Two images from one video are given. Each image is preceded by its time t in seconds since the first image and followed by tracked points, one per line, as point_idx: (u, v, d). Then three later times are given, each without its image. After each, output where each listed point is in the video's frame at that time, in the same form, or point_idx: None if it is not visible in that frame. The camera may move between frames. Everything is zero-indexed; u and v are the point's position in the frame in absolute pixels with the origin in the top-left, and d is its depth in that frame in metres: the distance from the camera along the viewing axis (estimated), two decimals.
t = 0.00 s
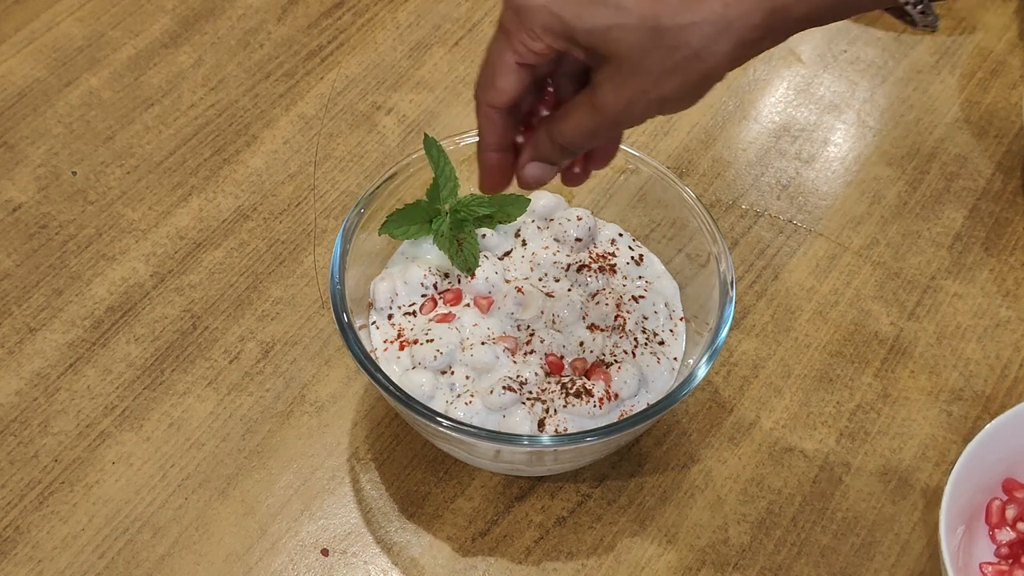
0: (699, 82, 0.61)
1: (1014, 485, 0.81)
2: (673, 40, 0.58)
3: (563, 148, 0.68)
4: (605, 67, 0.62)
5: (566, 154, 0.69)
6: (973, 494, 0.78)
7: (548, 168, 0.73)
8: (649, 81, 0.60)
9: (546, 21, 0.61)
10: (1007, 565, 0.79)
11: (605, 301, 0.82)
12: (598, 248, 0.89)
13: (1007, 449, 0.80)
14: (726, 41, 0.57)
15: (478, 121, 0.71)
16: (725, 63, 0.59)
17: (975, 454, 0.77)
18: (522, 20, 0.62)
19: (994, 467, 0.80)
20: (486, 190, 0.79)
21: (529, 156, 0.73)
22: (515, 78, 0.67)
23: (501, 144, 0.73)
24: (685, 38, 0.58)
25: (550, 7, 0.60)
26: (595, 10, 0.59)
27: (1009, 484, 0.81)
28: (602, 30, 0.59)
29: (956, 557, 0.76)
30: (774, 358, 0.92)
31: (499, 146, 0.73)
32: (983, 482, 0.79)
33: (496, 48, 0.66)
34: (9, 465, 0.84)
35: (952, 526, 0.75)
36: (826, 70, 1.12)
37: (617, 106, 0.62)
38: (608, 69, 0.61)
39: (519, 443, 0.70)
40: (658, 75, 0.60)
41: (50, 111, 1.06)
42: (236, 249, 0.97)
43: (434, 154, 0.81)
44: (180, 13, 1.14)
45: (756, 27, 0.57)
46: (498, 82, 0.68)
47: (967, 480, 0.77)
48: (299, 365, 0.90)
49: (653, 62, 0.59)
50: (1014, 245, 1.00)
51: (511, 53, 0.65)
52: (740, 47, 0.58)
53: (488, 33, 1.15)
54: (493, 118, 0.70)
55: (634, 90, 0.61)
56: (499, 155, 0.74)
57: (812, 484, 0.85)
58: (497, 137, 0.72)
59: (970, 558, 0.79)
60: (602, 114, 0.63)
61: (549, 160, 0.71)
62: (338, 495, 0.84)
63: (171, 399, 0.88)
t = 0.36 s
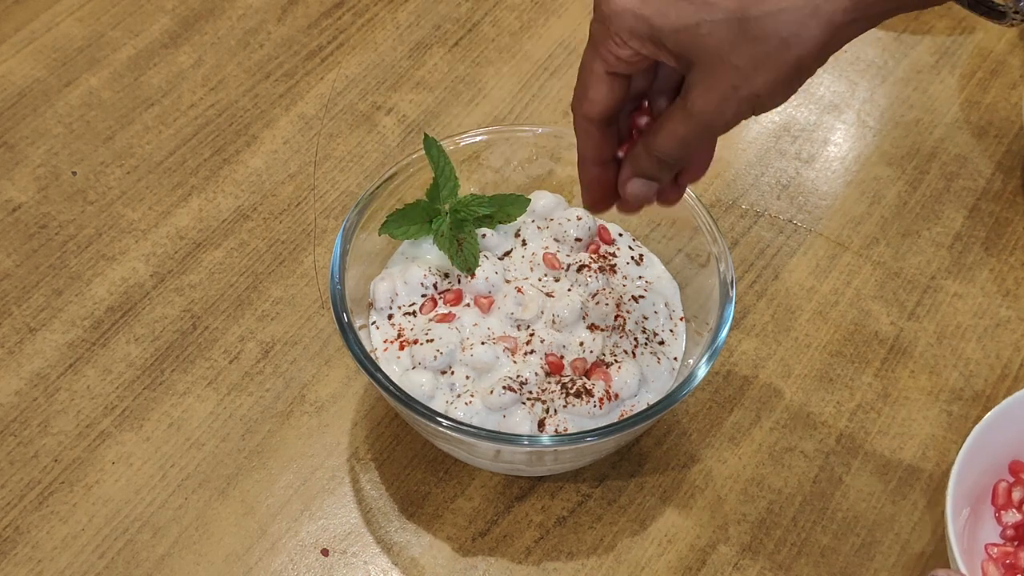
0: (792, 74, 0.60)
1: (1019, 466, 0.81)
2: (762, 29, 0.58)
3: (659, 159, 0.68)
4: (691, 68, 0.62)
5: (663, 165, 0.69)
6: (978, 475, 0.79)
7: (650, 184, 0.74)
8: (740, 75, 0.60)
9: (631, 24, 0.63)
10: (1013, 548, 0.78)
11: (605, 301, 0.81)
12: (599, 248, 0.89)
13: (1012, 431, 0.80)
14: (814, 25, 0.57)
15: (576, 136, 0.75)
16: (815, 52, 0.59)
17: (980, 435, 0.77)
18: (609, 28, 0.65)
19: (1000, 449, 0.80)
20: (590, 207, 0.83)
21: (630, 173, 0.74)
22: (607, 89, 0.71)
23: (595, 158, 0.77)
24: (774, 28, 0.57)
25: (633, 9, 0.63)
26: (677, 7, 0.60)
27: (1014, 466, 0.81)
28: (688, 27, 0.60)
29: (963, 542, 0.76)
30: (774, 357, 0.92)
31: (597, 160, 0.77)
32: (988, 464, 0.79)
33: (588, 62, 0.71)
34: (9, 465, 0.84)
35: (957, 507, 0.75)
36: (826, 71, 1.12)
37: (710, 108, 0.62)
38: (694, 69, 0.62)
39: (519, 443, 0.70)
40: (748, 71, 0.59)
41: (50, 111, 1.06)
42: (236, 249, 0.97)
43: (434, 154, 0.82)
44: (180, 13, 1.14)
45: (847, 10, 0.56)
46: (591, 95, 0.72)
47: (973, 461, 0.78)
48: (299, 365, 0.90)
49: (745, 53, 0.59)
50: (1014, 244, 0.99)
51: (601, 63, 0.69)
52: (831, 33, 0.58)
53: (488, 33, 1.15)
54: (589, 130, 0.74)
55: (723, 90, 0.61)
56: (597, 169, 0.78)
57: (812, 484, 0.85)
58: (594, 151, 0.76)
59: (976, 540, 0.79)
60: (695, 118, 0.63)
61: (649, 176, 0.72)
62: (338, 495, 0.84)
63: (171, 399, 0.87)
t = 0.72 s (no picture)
0: (711, 150, 0.54)
1: (1018, 468, 0.81)
2: (678, 103, 0.52)
3: (557, 244, 0.59)
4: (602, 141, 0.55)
5: (562, 253, 0.60)
6: (977, 477, 0.79)
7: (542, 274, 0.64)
8: (651, 152, 0.54)
9: (539, 96, 0.55)
10: (1012, 550, 0.78)
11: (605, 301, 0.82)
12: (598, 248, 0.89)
13: (1012, 432, 0.80)
14: (733, 101, 0.52)
15: (466, 218, 0.65)
16: (737, 128, 0.53)
17: (978, 438, 0.77)
18: (513, 97, 0.56)
19: (999, 450, 0.80)
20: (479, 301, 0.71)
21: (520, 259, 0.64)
22: (505, 167, 0.61)
23: (487, 240, 0.65)
24: (692, 101, 0.52)
25: (539, 79, 0.55)
26: (590, 80, 0.54)
27: (1014, 467, 0.81)
28: (598, 102, 0.54)
29: (963, 544, 0.76)
30: (774, 357, 0.92)
31: (485, 245, 0.66)
32: (987, 466, 0.79)
33: (486, 134, 0.60)
34: (9, 465, 0.84)
35: (956, 510, 0.75)
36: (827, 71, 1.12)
37: (616, 191, 0.55)
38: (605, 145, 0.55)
39: (519, 443, 0.70)
40: (662, 147, 0.53)
41: (50, 111, 1.06)
42: (236, 249, 0.97)
43: (434, 153, 0.81)
44: (180, 13, 1.14)
45: (772, 84, 0.52)
46: (487, 172, 0.61)
47: (972, 464, 0.77)
48: (299, 365, 0.90)
49: (657, 131, 0.53)
50: (1014, 244, 0.99)
51: (501, 137, 0.59)
52: (753, 109, 0.53)
53: (488, 33, 1.15)
54: (482, 214, 0.64)
55: (633, 171, 0.54)
56: (487, 255, 0.67)
57: (812, 484, 0.85)
58: (486, 234, 0.65)
59: (976, 542, 0.79)
60: (603, 200, 0.55)
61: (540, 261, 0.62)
62: (338, 495, 0.84)
63: (171, 399, 0.88)
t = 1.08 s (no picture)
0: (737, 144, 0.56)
1: (1017, 488, 0.80)
2: (702, 106, 0.53)
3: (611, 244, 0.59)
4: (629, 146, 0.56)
5: (612, 251, 0.60)
6: (976, 497, 0.78)
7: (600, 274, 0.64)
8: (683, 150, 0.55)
9: (566, 111, 0.56)
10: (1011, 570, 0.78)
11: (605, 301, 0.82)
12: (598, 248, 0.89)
13: (1011, 451, 0.80)
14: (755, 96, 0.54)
15: (520, 239, 0.63)
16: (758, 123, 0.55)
17: (976, 459, 0.77)
18: (542, 116, 0.57)
19: (998, 470, 0.80)
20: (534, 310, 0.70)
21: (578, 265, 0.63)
22: (551, 183, 0.59)
23: (546, 255, 0.64)
24: (713, 102, 0.53)
25: (563, 96, 0.55)
26: (612, 91, 0.54)
27: (1013, 487, 0.80)
28: (621, 111, 0.54)
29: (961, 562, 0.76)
30: (774, 358, 0.92)
31: (545, 260, 0.64)
32: (986, 485, 0.79)
33: (523, 159, 0.60)
34: (9, 465, 0.84)
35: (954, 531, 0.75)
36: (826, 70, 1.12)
37: (655, 186, 0.55)
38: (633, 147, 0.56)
39: (519, 443, 0.70)
40: (691, 146, 0.54)
41: (50, 111, 1.06)
42: (237, 249, 0.97)
43: (434, 155, 0.82)
44: (180, 13, 1.14)
45: (789, 77, 0.54)
46: (533, 192, 0.60)
47: (970, 485, 0.77)
48: (299, 365, 0.90)
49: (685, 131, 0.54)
50: (1014, 245, 0.99)
51: (540, 156, 0.58)
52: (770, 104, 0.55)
53: (488, 32, 1.15)
54: (537, 233, 0.62)
55: (668, 165, 0.55)
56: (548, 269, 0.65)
57: (812, 484, 0.85)
58: (541, 252, 0.63)
59: (974, 562, 0.78)
60: (644, 198, 0.56)
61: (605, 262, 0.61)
62: (338, 494, 0.84)
63: (171, 399, 0.88)
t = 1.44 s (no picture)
0: (750, 97, 0.59)
1: (1020, 474, 0.80)
2: (724, 55, 0.57)
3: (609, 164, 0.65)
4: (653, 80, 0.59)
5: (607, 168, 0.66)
6: (978, 484, 0.78)
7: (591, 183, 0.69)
8: (699, 93, 0.58)
9: (594, 36, 0.59)
10: (1014, 556, 0.78)
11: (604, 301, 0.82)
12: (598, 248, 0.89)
13: (1015, 438, 0.80)
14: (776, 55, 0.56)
15: (517, 138, 0.68)
16: (776, 76, 0.58)
17: (981, 443, 0.77)
18: (569, 36, 0.60)
19: (1002, 456, 0.79)
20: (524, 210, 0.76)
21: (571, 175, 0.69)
22: (559, 96, 0.64)
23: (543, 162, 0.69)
24: (737, 54, 0.56)
25: (597, 20, 0.58)
26: (645, 24, 0.57)
27: (1017, 473, 0.80)
28: (652, 45, 0.57)
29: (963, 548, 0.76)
30: (774, 357, 0.92)
31: (539, 162, 0.69)
32: (989, 472, 0.79)
33: (541, 65, 0.64)
34: (9, 465, 0.84)
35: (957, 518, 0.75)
36: (826, 71, 1.12)
37: (665, 121, 0.60)
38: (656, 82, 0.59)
39: (519, 443, 0.70)
40: (707, 90, 0.58)
41: (50, 111, 1.06)
42: (236, 249, 0.97)
43: (434, 154, 0.82)
44: (180, 13, 1.14)
45: (811, 40, 0.56)
46: (541, 101, 0.64)
47: (972, 472, 0.77)
48: (299, 365, 0.90)
49: (704, 78, 0.58)
50: (1014, 245, 0.99)
51: (557, 70, 0.63)
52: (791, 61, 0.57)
53: (488, 33, 1.15)
54: (534, 137, 0.67)
55: (683, 103, 0.59)
56: (537, 173, 0.70)
57: (812, 484, 0.85)
58: (538, 156, 0.68)
59: (976, 549, 0.79)
60: (651, 128, 0.60)
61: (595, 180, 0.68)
62: (338, 495, 0.84)
63: (170, 399, 0.87)
